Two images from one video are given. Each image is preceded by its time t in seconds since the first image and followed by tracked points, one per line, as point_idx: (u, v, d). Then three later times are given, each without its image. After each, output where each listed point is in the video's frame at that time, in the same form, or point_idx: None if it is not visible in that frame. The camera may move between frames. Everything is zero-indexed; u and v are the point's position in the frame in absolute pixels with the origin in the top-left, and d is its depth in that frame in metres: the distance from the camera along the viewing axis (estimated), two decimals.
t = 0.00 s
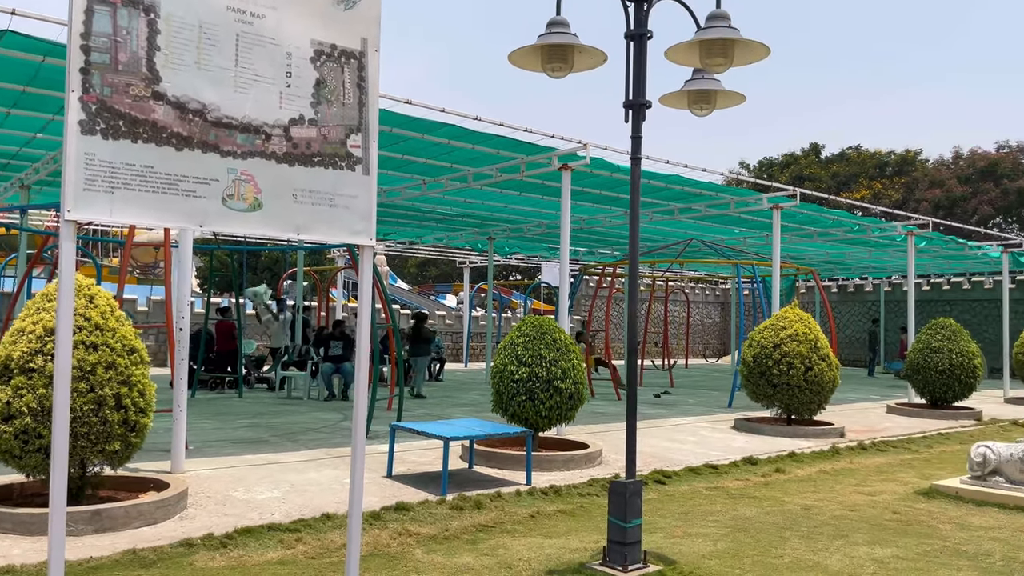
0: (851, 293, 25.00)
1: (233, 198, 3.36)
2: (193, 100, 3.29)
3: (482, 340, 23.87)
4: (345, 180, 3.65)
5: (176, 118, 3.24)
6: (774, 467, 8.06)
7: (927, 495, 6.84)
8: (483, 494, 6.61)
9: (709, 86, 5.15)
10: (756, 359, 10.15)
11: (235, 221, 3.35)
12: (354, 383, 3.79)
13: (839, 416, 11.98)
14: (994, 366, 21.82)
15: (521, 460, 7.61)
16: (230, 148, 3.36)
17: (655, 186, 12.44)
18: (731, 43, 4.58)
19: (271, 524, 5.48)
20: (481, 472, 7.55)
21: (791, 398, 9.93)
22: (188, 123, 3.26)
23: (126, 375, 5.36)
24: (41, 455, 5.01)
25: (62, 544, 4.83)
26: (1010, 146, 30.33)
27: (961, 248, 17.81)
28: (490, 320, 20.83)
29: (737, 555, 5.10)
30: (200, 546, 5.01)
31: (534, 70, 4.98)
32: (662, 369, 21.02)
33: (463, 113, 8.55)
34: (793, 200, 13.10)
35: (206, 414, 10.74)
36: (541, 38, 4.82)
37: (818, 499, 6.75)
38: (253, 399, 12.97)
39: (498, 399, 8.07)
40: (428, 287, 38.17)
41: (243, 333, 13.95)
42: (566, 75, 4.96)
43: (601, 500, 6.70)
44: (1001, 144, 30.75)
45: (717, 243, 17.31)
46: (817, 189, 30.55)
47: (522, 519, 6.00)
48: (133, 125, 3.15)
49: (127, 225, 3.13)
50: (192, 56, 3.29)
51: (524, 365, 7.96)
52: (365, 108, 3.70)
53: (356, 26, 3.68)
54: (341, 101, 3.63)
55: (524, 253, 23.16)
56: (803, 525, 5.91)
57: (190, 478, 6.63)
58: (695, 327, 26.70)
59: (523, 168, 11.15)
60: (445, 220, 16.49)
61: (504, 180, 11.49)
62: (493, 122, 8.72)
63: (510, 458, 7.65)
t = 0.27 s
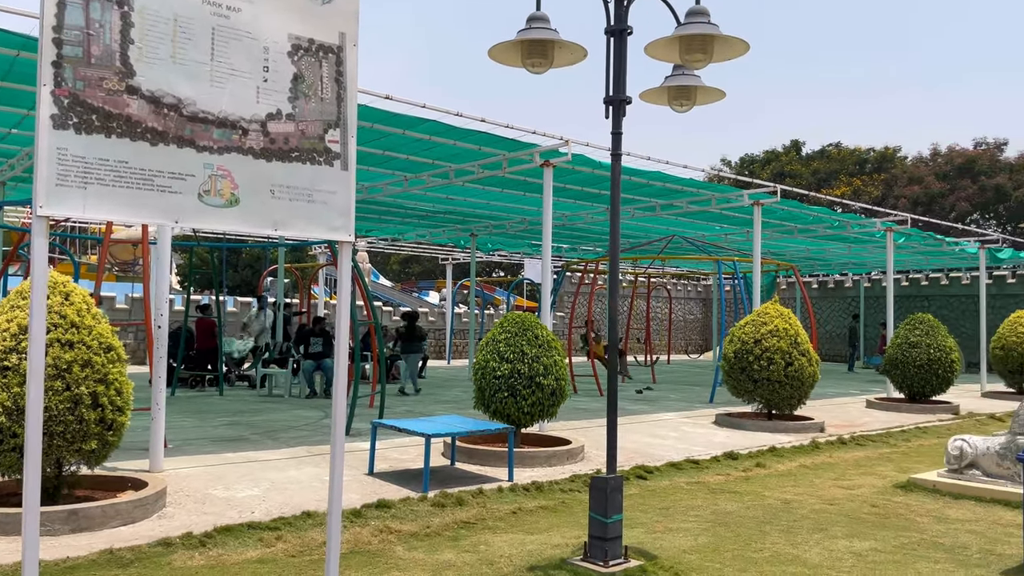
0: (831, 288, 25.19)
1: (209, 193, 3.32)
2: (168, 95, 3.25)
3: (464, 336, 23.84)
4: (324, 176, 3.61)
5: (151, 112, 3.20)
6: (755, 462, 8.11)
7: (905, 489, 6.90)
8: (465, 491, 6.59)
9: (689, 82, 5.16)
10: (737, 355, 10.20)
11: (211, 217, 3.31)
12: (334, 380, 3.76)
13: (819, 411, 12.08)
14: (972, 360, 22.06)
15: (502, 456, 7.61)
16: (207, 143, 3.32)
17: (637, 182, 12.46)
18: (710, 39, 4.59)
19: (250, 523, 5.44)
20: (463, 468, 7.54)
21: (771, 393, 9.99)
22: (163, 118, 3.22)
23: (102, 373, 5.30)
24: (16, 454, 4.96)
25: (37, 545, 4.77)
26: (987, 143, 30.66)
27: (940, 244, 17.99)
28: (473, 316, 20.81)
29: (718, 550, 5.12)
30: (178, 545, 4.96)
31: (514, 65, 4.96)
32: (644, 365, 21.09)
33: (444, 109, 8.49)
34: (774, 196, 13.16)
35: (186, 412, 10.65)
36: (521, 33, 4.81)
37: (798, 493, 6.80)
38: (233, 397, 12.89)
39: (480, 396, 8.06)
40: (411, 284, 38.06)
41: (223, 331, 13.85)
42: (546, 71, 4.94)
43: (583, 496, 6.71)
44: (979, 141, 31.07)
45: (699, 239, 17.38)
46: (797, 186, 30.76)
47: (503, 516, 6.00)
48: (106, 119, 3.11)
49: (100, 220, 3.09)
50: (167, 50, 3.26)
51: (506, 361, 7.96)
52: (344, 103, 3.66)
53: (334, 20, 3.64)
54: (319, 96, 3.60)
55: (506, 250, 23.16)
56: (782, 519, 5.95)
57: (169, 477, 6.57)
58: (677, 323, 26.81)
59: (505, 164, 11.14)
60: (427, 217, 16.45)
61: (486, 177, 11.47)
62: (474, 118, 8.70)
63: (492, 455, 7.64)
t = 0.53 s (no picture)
0: (813, 285, 25.36)
1: (187, 190, 3.29)
2: (144, 90, 3.21)
3: (449, 334, 23.80)
4: (305, 172, 3.57)
5: (127, 108, 3.16)
6: (738, 457, 8.14)
7: (886, 483, 6.96)
8: (449, 488, 6.58)
9: (671, 79, 5.16)
10: (720, 351, 10.24)
11: (189, 214, 3.27)
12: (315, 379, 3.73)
13: (801, 407, 12.16)
14: (952, 356, 22.28)
15: (486, 454, 7.61)
16: (185, 140, 3.29)
17: (621, 179, 12.48)
18: (692, 36, 4.60)
19: (232, 522, 5.40)
20: (447, 466, 7.53)
21: (754, 389, 10.04)
22: (140, 114, 3.19)
23: (80, 372, 5.24)
24: None
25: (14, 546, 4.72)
26: (967, 140, 30.96)
27: (920, 240, 18.14)
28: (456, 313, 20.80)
29: (701, 546, 5.13)
30: (159, 545, 4.92)
31: (496, 61, 4.95)
32: (628, 362, 21.14)
33: (426, 105, 8.47)
34: (757, 193, 13.22)
35: (167, 411, 10.56)
36: (503, 30, 4.80)
37: (780, 489, 6.84)
38: (216, 396, 12.81)
39: (464, 393, 8.04)
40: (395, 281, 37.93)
41: (205, 329, 13.75)
42: (528, 67, 4.93)
43: (567, 493, 6.72)
44: (958, 138, 31.35)
45: (682, 236, 17.43)
46: (780, 183, 30.91)
47: (487, 513, 6.00)
48: (81, 115, 3.07)
49: (75, 218, 3.05)
50: (144, 45, 3.22)
51: (490, 358, 7.94)
52: (324, 99, 3.62)
53: (314, 16, 3.61)
54: (299, 92, 3.56)
55: (491, 247, 23.13)
56: (765, 515, 5.98)
57: (149, 477, 6.51)
58: (660, 319, 26.89)
59: (488, 161, 11.12)
60: (411, 214, 16.40)
61: (470, 173, 11.43)
62: (458, 115, 8.69)
63: (476, 452, 7.63)
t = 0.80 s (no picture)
0: (798, 282, 25.48)
1: (168, 186, 3.24)
2: (124, 86, 3.18)
3: (435, 332, 23.75)
4: (288, 169, 3.53)
5: (107, 104, 3.14)
6: (724, 454, 8.17)
7: (870, 479, 7.00)
8: (435, 486, 6.56)
9: (657, 75, 5.16)
10: (706, 348, 10.27)
11: (169, 211, 3.24)
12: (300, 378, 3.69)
13: (786, 403, 12.21)
14: (935, 351, 22.47)
15: (472, 451, 7.59)
16: (165, 136, 3.25)
17: (606, 176, 12.49)
18: (677, 32, 4.59)
19: (216, 522, 5.36)
20: (433, 464, 7.51)
21: (739, 385, 10.08)
22: (120, 109, 3.16)
23: (61, 371, 5.18)
24: None
25: None
26: (949, 138, 31.20)
27: (903, 237, 18.27)
28: (443, 310, 20.77)
29: (687, 542, 5.14)
30: (142, 546, 4.87)
31: (481, 58, 4.93)
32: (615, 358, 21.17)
33: (412, 102, 8.44)
34: (742, 190, 13.26)
35: (150, 411, 10.48)
36: (488, 26, 4.78)
37: (766, 485, 6.86)
38: (200, 395, 12.74)
39: (450, 391, 8.02)
40: (381, 279, 37.82)
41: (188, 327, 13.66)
42: (513, 64, 4.91)
43: (553, 490, 6.71)
44: (941, 136, 31.57)
45: (668, 233, 17.45)
46: (765, 180, 31.05)
47: (473, 511, 5.98)
48: (60, 111, 3.04)
49: (54, 215, 3.02)
50: (123, 40, 3.20)
51: (476, 356, 7.93)
52: (307, 95, 3.58)
53: (297, 11, 3.57)
54: (282, 88, 3.52)
55: (477, 244, 23.09)
56: (750, 511, 6.00)
57: (132, 477, 6.46)
58: (647, 316, 26.95)
59: (474, 158, 11.09)
60: (396, 212, 16.34)
61: (455, 171, 11.40)
62: (443, 112, 8.67)
63: (462, 450, 7.62)
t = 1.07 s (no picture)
0: (785, 278, 25.59)
1: (151, 183, 3.21)
2: (106, 81, 3.16)
3: (423, 329, 23.72)
4: (274, 166, 3.49)
5: (88, 100, 3.11)
6: (712, 450, 8.18)
7: (858, 474, 7.02)
8: (423, 484, 6.55)
9: (644, 72, 5.14)
10: (694, 345, 10.29)
11: (152, 208, 3.20)
12: (287, 377, 3.66)
13: (773, 399, 12.26)
14: (920, 347, 22.62)
15: (461, 449, 7.58)
16: (148, 132, 3.21)
17: (594, 174, 12.48)
18: (664, 28, 4.58)
19: (202, 522, 5.32)
20: (421, 462, 7.49)
21: (727, 382, 10.10)
22: (101, 105, 3.13)
23: (45, 371, 5.13)
24: None
25: None
26: (934, 135, 31.38)
27: (889, 234, 18.36)
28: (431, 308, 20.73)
29: (675, 539, 5.14)
30: (127, 546, 4.83)
31: (468, 54, 4.90)
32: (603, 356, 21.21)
33: (399, 99, 8.40)
34: (729, 187, 13.28)
35: (136, 410, 10.40)
36: (475, 22, 4.76)
37: (754, 481, 6.88)
38: (187, 394, 12.67)
39: (438, 389, 8.00)
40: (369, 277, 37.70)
41: (174, 326, 13.58)
42: (499, 60, 4.88)
43: (541, 487, 6.71)
44: (927, 133, 31.75)
45: (655, 230, 17.48)
46: (752, 177, 31.16)
47: (461, 509, 5.97)
48: (41, 106, 3.03)
49: (34, 211, 2.99)
50: (105, 35, 3.18)
51: (464, 354, 7.91)
52: (292, 91, 3.54)
53: (282, 6, 3.53)
54: (267, 84, 3.48)
55: (465, 242, 23.05)
56: (738, 507, 6.01)
57: (117, 476, 6.41)
58: (635, 314, 27.01)
59: (461, 155, 11.06)
60: (384, 209, 16.29)
61: (442, 168, 11.37)
62: (430, 109, 8.64)
63: (450, 448, 7.60)
